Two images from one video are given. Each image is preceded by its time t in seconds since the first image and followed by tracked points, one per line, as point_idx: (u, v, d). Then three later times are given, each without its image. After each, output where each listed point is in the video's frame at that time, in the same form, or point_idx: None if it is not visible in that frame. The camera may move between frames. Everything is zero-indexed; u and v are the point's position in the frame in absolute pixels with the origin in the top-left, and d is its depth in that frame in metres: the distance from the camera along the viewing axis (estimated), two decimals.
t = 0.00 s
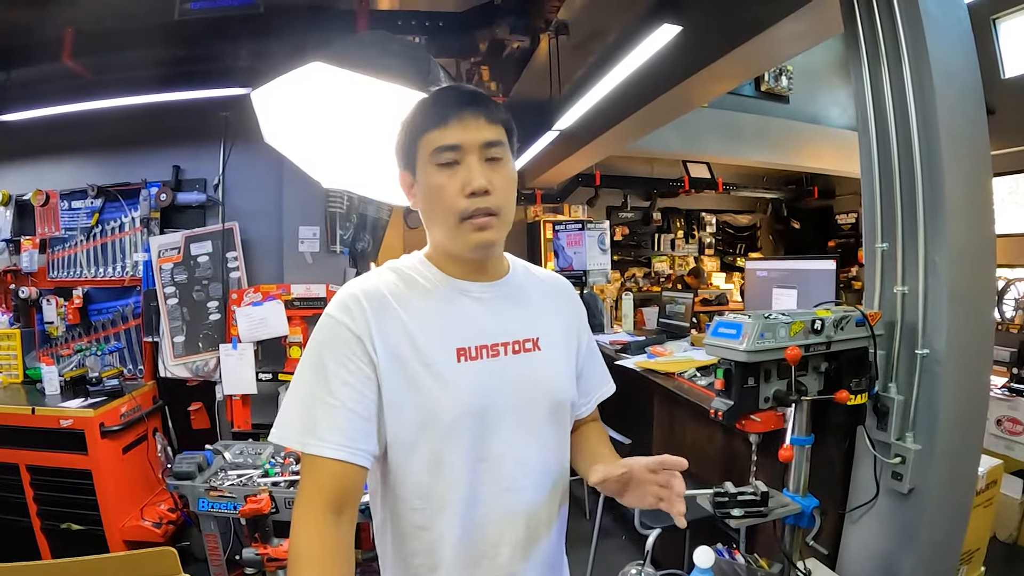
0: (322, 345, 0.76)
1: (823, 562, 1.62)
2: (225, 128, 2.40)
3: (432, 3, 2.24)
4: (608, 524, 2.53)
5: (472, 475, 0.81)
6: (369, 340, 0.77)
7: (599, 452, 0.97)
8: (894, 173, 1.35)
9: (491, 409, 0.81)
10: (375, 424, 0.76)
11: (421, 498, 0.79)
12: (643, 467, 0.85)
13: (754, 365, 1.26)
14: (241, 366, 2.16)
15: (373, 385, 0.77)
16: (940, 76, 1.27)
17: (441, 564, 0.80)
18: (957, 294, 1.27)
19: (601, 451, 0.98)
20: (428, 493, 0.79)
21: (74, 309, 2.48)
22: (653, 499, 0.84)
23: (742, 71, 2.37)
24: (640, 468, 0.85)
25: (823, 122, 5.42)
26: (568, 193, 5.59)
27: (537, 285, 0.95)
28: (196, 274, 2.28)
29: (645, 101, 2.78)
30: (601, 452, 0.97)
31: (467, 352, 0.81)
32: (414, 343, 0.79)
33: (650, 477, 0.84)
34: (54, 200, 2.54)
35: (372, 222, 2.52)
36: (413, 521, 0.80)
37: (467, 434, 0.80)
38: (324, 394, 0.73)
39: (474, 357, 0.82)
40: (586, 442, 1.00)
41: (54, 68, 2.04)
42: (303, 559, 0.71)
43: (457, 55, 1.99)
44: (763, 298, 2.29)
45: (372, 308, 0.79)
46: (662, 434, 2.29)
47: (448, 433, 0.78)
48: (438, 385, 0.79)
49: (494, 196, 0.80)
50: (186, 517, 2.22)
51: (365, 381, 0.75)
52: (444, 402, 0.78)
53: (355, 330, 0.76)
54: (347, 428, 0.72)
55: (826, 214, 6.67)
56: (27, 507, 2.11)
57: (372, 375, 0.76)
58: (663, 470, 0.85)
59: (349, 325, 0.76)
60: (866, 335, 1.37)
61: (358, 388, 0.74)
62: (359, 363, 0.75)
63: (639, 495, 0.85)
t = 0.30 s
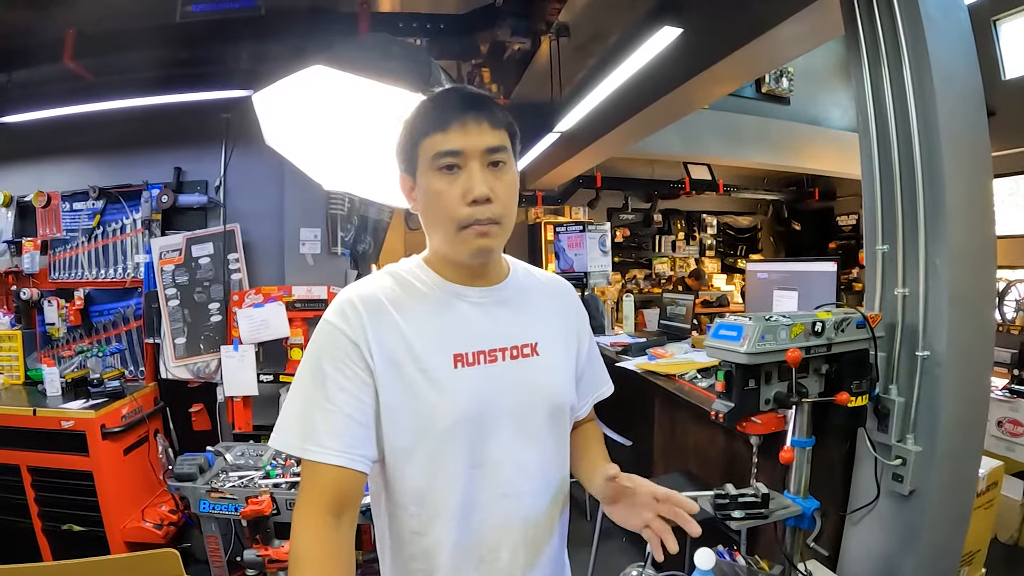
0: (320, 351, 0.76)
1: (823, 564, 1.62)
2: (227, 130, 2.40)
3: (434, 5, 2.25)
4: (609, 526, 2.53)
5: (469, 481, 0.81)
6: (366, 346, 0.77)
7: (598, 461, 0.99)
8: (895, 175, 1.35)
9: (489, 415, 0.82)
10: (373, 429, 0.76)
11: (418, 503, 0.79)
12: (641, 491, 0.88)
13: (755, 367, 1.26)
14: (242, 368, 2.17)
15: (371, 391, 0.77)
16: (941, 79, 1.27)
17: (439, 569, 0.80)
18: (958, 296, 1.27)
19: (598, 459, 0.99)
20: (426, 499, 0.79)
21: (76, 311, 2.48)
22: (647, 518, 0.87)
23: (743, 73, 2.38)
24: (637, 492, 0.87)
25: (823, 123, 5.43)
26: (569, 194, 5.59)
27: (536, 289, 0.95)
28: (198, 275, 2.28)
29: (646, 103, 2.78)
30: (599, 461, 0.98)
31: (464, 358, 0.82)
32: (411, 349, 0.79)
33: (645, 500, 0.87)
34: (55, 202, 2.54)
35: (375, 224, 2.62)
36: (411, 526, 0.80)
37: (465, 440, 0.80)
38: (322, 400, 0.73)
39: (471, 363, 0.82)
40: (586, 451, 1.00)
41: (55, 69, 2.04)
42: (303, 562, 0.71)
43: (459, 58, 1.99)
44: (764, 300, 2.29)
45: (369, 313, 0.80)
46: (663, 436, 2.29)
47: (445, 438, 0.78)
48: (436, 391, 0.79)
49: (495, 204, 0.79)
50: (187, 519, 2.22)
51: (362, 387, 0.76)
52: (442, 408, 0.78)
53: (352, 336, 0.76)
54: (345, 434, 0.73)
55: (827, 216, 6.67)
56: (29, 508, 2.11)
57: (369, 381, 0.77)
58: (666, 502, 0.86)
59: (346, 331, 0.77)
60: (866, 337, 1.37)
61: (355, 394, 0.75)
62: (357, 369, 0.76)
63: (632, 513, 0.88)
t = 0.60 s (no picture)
0: (319, 352, 0.77)
1: (822, 565, 1.62)
2: (227, 132, 2.41)
3: (434, 8, 2.25)
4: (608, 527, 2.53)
5: (465, 483, 0.82)
6: (364, 348, 0.77)
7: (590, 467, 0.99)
8: (893, 178, 1.36)
9: (485, 418, 0.82)
10: (370, 431, 0.77)
11: (415, 505, 0.80)
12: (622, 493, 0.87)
13: (753, 368, 1.26)
14: (242, 369, 2.18)
15: (369, 392, 0.78)
16: (939, 81, 1.28)
17: (436, 571, 0.81)
18: (956, 297, 1.27)
19: (591, 468, 1.00)
20: (422, 501, 0.80)
21: (77, 312, 2.49)
22: (631, 525, 0.86)
23: (742, 75, 2.38)
24: (618, 495, 0.86)
25: (823, 125, 5.44)
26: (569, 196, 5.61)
27: (535, 292, 0.96)
28: (198, 277, 2.29)
29: (646, 105, 2.79)
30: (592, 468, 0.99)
31: (462, 361, 0.82)
32: (409, 351, 0.80)
33: (629, 504, 0.86)
34: (56, 203, 2.55)
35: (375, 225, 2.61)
36: (407, 528, 0.81)
37: (461, 443, 0.81)
38: (320, 401, 0.74)
39: (469, 366, 0.82)
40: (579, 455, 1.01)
41: (56, 71, 2.05)
42: (302, 563, 0.72)
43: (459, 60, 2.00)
44: (763, 301, 2.29)
45: (367, 315, 0.80)
46: (662, 438, 2.30)
47: (442, 441, 0.79)
48: (433, 394, 0.79)
49: (494, 210, 0.80)
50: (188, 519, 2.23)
51: (360, 388, 0.76)
52: (439, 410, 0.79)
53: (350, 337, 0.77)
54: (342, 435, 0.73)
55: (827, 217, 6.67)
56: (30, 509, 2.12)
57: (367, 383, 0.77)
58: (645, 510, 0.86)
59: (344, 332, 0.77)
60: (864, 339, 1.37)
61: (353, 396, 0.75)
62: (354, 370, 0.76)
63: (616, 520, 0.87)
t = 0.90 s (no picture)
0: (319, 352, 0.77)
1: (822, 567, 1.62)
2: (229, 134, 2.42)
3: (434, 10, 2.26)
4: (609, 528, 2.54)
5: (465, 484, 0.83)
6: (365, 349, 0.78)
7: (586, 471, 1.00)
8: (892, 179, 1.36)
9: (485, 420, 0.82)
10: (370, 432, 0.77)
11: (414, 506, 0.80)
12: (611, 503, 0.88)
13: (752, 369, 1.27)
14: (243, 371, 2.18)
15: (369, 393, 0.78)
16: (938, 82, 1.28)
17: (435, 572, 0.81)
18: (955, 298, 1.28)
19: (586, 471, 1.00)
20: (421, 502, 0.80)
21: (78, 313, 2.50)
22: (619, 534, 0.87)
23: (743, 77, 2.38)
24: (607, 505, 0.87)
25: (823, 127, 5.45)
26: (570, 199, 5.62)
27: (536, 294, 0.96)
28: (199, 278, 2.30)
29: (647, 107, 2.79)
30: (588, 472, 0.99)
31: (462, 363, 0.82)
32: (409, 352, 0.80)
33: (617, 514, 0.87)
34: (58, 204, 2.56)
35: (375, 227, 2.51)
36: (406, 530, 0.81)
37: (461, 445, 0.81)
38: (320, 402, 0.74)
39: (469, 368, 0.83)
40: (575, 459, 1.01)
41: (58, 73, 2.06)
42: (302, 563, 0.72)
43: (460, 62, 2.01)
44: (764, 303, 2.29)
45: (368, 316, 0.81)
46: (663, 440, 2.30)
47: (442, 442, 0.79)
48: (433, 395, 0.80)
49: (497, 215, 0.81)
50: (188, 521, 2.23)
51: (360, 389, 0.77)
52: (439, 412, 0.79)
53: (351, 339, 0.77)
54: (343, 437, 0.74)
55: (828, 219, 6.68)
56: (30, 509, 2.12)
57: (367, 384, 0.78)
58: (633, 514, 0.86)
59: (345, 334, 0.78)
60: (864, 340, 1.37)
61: (354, 397, 0.76)
62: (355, 372, 0.77)
63: (605, 528, 0.88)
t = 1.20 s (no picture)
0: (325, 368, 0.77)
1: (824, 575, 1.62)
2: (231, 139, 2.41)
3: (436, 16, 2.26)
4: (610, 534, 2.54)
5: (472, 499, 0.82)
6: (371, 364, 0.77)
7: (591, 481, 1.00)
8: (895, 187, 1.36)
9: (492, 435, 0.82)
10: (375, 447, 0.77)
11: (421, 521, 0.80)
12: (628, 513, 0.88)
13: (755, 380, 1.27)
14: (244, 376, 2.18)
15: (375, 408, 0.78)
16: (941, 90, 1.28)
17: None
18: (959, 307, 1.27)
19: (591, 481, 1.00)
20: (428, 518, 0.80)
21: (80, 318, 2.50)
22: (635, 544, 0.86)
23: (746, 82, 2.37)
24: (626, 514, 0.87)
25: (825, 130, 5.45)
26: (571, 202, 5.62)
27: (542, 307, 0.96)
28: (201, 284, 2.29)
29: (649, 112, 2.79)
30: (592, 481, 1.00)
31: (469, 378, 0.82)
32: (416, 367, 0.80)
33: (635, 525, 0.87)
34: (59, 209, 2.55)
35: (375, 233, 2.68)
36: (412, 544, 0.81)
37: (468, 460, 0.81)
38: (327, 418, 0.74)
39: (477, 383, 0.82)
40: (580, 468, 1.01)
41: (58, 78, 2.05)
42: None
43: (462, 67, 2.00)
44: (766, 310, 2.28)
45: (374, 331, 0.80)
46: (665, 446, 2.30)
47: (449, 457, 0.79)
48: (440, 411, 0.79)
49: (511, 229, 0.80)
50: (190, 526, 2.23)
51: (367, 405, 0.77)
52: (445, 428, 0.79)
53: (357, 354, 0.77)
54: (349, 453, 0.73)
55: (830, 222, 6.53)
56: (32, 514, 2.12)
57: (373, 400, 0.77)
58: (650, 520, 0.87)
59: (351, 349, 0.77)
60: (867, 349, 1.37)
61: (361, 413, 0.76)
62: (361, 387, 0.76)
63: (619, 539, 0.88)
